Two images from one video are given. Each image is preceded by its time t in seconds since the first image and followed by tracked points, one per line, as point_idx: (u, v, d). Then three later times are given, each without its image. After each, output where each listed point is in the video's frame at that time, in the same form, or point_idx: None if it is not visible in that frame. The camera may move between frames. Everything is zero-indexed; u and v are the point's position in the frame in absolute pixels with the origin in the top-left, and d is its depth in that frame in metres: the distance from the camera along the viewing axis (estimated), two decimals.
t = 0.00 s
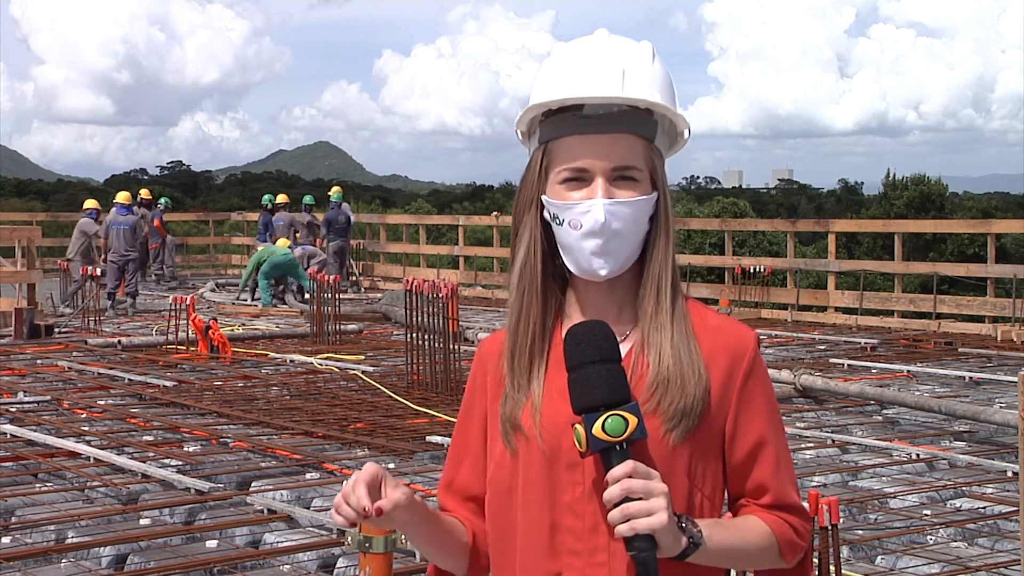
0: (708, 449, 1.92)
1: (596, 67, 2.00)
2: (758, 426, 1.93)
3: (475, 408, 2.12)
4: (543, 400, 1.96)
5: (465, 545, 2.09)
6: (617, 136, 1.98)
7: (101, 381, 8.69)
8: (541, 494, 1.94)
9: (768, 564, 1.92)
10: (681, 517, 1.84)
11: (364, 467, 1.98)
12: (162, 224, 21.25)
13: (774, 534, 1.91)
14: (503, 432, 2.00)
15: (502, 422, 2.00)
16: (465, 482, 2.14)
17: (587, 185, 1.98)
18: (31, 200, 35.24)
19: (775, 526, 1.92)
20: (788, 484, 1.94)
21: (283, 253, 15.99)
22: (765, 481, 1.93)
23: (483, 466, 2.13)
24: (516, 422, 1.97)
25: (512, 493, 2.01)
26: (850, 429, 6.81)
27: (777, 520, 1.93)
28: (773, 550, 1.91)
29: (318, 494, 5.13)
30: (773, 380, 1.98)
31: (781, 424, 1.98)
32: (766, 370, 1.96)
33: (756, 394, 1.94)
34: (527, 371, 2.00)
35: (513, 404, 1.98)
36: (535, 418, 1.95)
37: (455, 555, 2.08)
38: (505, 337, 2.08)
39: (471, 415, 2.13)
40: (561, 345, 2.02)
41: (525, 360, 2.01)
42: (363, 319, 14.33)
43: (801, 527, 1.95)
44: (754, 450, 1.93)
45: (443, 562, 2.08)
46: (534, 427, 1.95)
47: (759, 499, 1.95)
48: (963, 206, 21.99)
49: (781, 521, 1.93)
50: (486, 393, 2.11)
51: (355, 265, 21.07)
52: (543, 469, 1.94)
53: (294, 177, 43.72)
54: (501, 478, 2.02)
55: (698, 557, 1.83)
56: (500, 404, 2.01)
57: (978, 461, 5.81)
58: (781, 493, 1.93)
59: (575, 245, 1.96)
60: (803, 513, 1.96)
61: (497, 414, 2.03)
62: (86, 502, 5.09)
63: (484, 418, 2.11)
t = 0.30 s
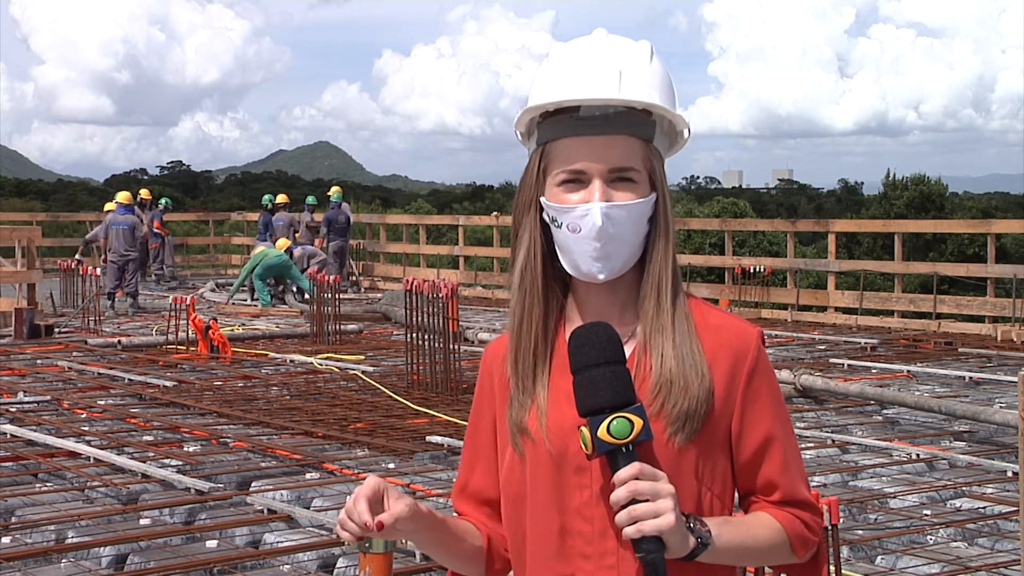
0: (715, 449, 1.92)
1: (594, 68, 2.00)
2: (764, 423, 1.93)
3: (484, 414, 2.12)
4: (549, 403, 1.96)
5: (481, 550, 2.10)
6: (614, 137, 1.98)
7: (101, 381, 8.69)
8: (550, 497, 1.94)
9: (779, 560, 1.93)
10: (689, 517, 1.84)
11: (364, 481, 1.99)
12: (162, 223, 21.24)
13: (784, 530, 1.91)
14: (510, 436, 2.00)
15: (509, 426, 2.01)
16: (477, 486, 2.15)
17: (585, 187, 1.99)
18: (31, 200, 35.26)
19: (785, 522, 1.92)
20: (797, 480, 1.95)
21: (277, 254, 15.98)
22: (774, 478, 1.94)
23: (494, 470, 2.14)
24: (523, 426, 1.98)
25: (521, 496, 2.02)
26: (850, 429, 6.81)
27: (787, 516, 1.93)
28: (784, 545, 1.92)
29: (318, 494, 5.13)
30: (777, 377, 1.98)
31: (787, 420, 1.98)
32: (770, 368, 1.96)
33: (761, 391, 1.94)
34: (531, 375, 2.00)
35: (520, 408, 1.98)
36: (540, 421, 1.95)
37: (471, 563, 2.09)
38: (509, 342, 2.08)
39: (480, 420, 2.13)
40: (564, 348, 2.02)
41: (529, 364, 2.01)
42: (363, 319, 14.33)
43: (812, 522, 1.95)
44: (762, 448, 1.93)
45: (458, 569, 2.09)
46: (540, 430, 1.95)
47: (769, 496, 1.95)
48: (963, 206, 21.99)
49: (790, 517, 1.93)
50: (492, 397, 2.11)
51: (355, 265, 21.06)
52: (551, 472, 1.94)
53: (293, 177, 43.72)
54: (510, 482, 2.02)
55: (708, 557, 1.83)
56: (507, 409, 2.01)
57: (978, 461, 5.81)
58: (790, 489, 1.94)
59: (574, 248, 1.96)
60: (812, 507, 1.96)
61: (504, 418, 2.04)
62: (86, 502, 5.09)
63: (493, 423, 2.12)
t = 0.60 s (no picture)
0: (714, 450, 1.92)
1: (591, 70, 2.00)
2: (764, 423, 1.93)
3: (484, 415, 2.12)
4: (549, 404, 1.96)
5: (483, 551, 2.10)
6: (609, 141, 1.98)
7: (101, 381, 8.69)
8: (550, 499, 1.94)
9: (779, 559, 1.93)
10: (688, 518, 1.84)
11: (367, 489, 1.98)
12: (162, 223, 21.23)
13: (784, 530, 1.91)
14: (511, 437, 2.00)
15: (510, 428, 2.01)
16: (478, 487, 2.14)
17: (581, 191, 1.99)
18: (31, 200, 35.26)
19: (784, 521, 1.92)
20: (797, 479, 1.95)
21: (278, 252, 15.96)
22: (773, 478, 1.94)
23: (494, 471, 2.14)
24: (523, 427, 1.98)
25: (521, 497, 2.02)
26: (850, 429, 6.81)
27: (786, 515, 1.93)
28: (784, 544, 1.92)
29: (318, 494, 5.13)
30: (776, 376, 1.98)
31: (787, 419, 1.98)
32: (769, 367, 1.96)
33: (759, 391, 1.94)
34: (531, 376, 2.00)
35: (520, 410, 1.99)
36: (541, 422, 1.95)
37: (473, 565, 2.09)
38: (509, 342, 2.08)
39: (481, 420, 2.13)
40: (564, 350, 2.02)
41: (528, 367, 2.01)
42: (363, 319, 14.32)
43: (811, 521, 1.95)
44: (761, 447, 1.93)
45: (460, 570, 2.09)
46: (541, 431, 1.95)
47: (768, 495, 1.95)
48: (963, 206, 21.99)
49: (790, 515, 1.93)
50: (493, 398, 2.11)
51: (355, 265, 21.06)
52: (553, 474, 1.94)
53: (293, 177, 43.71)
54: (512, 484, 2.02)
55: (707, 557, 1.83)
56: (508, 411, 2.01)
57: (978, 461, 5.81)
58: (789, 488, 1.94)
59: (571, 251, 1.95)
60: (813, 506, 1.96)
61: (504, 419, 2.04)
62: (86, 502, 5.09)
63: (493, 425, 2.11)
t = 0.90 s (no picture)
0: (712, 449, 1.92)
1: (589, 71, 2.00)
2: (762, 422, 1.93)
3: (482, 415, 2.12)
4: (546, 404, 1.96)
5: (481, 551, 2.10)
6: (607, 140, 1.98)
7: (101, 381, 8.69)
8: (548, 499, 1.94)
9: (777, 557, 1.93)
10: (686, 518, 1.83)
11: (366, 489, 1.98)
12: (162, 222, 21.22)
13: (782, 529, 1.91)
14: (508, 437, 2.00)
15: (507, 428, 2.01)
16: (475, 487, 2.14)
17: (578, 191, 1.99)
18: (31, 200, 35.27)
19: (782, 520, 1.92)
20: (795, 478, 1.94)
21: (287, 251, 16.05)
22: (771, 477, 1.93)
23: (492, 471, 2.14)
24: (522, 426, 1.98)
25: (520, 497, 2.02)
26: (850, 429, 6.81)
27: (785, 514, 1.93)
28: (782, 543, 1.91)
29: (318, 494, 5.13)
30: (775, 376, 1.98)
31: (785, 418, 1.98)
32: (767, 366, 1.96)
33: (758, 391, 1.94)
34: (528, 377, 2.00)
35: (518, 410, 1.99)
36: (539, 422, 1.95)
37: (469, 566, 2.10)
38: (505, 342, 2.08)
39: (479, 420, 2.13)
40: (561, 350, 2.02)
41: (525, 366, 2.01)
42: (363, 319, 14.33)
43: (810, 520, 1.95)
44: (759, 447, 1.93)
45: (458, 570, 2.09)
46: (538, 431, 1.95)
47: (766, 494, 1.95)
48: (963, 206, 21.99)
49: (787, 514, 1.93)
50: (490, 398, 2.11)
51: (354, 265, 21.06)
52: (551, 475, 1.94)
53: (293, 177, 43.72)
54: (510, 484, 2.02)
55: (704, 556, 1.83)
56: (504, 411, 2.02)
57: (978, 461, 5.81)
58: (787, 487, 1.94)
59: (568, 250, 1.96)
60: (811, 505, 1.96)
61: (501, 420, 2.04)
62: (86, 502, 5.09)
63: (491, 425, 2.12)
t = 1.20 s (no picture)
0: (713, 451, 1.92)
1: (589, 72, 2.00)
2: (761, 423, 1.93)
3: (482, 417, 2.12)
4: (547, 403, 1.96)
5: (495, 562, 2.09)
6: (607, 141, 1.98)
7: (101, 381, 8.69)
8: (549, 499, 1.94)
9: (773, 560, 1.93)
10: (686, 517, 1.84)
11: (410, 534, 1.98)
12: (163, 222, 21.22)
13: (779, 530, 1.91)
14: (509, 437, 2.00)
15: (507, 427, 2.01)
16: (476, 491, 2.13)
17: (578, 191, 1.99)
18: (31, 200, 35.28)
19: (779, 522, 1.92)
20: (793, 480, 1.94)
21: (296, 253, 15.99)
22: (769, 478, 1.93)
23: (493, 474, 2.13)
24: (521, 426, 1.98)
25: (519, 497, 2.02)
26: (850, 429, 6.81)
27: (782, 516, 1.93)
28: (778, 544, 1.92)
29: (318, 494, 5.13)
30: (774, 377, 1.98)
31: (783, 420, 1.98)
32: (767, 368, 1.96)
33: (758, 392, 1.94)
34: (530, 377, 2.00)
35: (517, 409, 1.98)
36: (540, 422, 1.95)
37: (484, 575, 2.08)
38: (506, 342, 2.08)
39: (480, 421, 2.13)
40: (563, 351, 2.02)
41: (527, 366, 2.01)
42: (363, 319, 14.33)
43: (805, 521, 1.94)
44: (758, 448, 1.93)
45: None
46: (539, 430, 1.95)
47: (763, 495, 1.95)
48: (963, 206, 21.99)
49: (784, 516, 1.93)
50: (490, 398, 2.10)
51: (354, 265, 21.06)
52: (552, 475, 1.94)
53: (293, 177, 43.70)
54: (509, 485, 2.02)
55: (705, 556, 1.84)
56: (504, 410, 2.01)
57: (978, 461, 5.81)
58: (784, 488, 1.93)
59: (568, 250, 1.96)
60: (807, 507, 1.96)
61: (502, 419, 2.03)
62: (86, 502, 5.09)
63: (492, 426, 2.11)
